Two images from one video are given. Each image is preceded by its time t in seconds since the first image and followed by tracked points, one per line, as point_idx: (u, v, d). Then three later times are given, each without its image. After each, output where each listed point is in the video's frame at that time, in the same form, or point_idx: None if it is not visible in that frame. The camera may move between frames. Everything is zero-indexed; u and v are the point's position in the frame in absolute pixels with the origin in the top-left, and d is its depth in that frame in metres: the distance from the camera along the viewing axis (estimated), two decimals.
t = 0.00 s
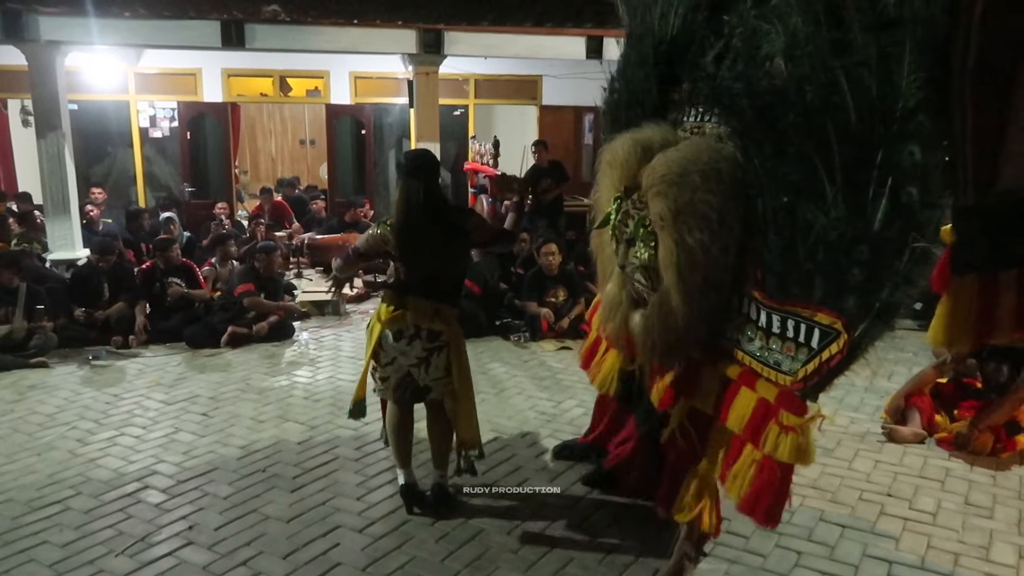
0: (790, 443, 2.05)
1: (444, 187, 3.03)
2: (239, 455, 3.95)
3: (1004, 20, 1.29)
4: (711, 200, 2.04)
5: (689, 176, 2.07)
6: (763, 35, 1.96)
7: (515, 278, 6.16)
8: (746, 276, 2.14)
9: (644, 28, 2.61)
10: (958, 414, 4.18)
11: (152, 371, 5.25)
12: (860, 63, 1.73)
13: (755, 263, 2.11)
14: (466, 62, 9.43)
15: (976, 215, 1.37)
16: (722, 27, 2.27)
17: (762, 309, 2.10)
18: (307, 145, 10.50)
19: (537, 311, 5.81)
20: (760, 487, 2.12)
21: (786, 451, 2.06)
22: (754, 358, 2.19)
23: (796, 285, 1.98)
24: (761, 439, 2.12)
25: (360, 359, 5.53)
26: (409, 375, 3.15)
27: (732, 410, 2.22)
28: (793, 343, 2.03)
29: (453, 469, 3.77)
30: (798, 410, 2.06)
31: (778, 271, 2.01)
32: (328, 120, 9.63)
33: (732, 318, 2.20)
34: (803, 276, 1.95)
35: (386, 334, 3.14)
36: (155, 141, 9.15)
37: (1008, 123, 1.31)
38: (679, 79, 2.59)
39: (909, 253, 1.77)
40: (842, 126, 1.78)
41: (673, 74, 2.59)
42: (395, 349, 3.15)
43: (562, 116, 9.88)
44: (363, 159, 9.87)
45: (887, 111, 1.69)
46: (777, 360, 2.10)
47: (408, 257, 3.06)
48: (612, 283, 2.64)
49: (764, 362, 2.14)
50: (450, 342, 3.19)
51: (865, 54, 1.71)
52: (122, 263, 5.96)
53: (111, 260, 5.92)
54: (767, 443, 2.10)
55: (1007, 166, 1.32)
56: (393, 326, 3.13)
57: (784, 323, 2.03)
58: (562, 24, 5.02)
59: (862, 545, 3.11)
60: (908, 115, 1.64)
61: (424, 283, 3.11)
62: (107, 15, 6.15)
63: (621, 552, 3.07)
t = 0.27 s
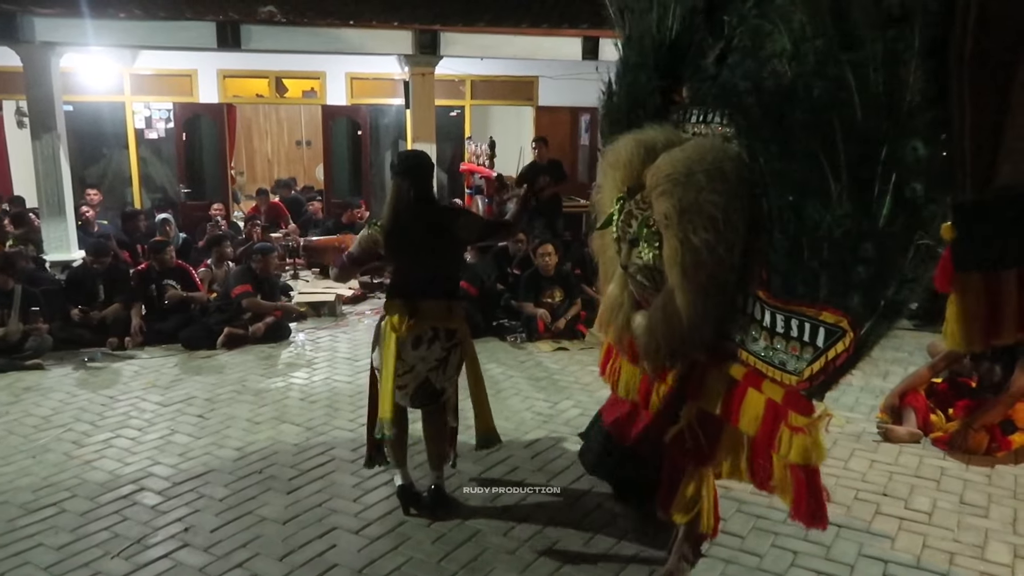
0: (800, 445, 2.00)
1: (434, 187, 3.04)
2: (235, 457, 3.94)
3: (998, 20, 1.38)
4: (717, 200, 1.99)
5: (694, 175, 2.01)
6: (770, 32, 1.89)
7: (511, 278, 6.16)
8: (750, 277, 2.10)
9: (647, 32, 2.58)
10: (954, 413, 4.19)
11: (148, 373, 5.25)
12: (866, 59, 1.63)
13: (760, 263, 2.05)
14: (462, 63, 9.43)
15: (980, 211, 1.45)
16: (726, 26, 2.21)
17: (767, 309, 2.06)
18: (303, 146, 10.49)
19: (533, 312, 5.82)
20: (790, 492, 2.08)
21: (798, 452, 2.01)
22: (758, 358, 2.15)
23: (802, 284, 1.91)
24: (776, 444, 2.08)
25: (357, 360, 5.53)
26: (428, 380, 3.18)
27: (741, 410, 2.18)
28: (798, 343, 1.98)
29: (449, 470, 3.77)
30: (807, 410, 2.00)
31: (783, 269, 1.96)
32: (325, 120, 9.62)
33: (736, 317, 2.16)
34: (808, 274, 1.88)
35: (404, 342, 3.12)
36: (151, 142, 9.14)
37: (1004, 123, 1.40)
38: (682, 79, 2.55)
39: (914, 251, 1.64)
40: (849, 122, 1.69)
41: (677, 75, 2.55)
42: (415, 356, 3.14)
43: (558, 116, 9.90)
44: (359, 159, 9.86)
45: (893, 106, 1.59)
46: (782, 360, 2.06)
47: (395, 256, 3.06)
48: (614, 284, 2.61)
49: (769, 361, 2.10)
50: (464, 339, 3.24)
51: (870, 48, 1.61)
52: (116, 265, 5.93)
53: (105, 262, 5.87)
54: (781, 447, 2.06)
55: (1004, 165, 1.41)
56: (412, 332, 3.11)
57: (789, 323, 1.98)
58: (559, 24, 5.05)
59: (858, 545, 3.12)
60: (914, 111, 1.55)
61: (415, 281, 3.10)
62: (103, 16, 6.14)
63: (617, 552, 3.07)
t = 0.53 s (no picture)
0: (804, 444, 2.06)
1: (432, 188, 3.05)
2: (231, 459, 3.93)
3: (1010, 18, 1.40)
4: (716, 198, 1.97)
5: (693, 173, 2.00)
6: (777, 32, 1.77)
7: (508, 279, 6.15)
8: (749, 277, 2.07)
9: (652, 22, 2.44)
10: (950, 414, 4.20)
11: (144, 373, 5.24)
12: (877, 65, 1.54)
13: (759, 262, 2.03)
14: (459, 64, 9.43)
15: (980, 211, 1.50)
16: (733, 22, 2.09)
17: (763, 308, 2.06)
18: (300, 147, 10.49)
19: (530, 313, 5.82)
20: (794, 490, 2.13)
21: (803, 451, 2.07)
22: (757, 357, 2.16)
23: (802, 284, 1.88)
24: (777, 445, 2.12)
25: (353, 361, 5.52)
26: (438, 379, 3.16)
27: (739, 408, 2.21)
28: (796, 343, 1.98)
29: (446, 471, 3.77)
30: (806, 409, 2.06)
31: (781, 269, 1.93)
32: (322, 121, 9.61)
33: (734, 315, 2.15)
34: (808, 274, 1.84)
35: (414, 349, 3.08)
36: (147, 143, 9.14)
37: (1007, 123, 1.43)
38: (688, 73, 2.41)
39: (924, 257, 1.55)
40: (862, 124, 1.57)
41: (684, 71, 2.40)
42: (424, 360, 3.12)
43: (555, 117, 9.91)
44: (356, 161, 9.85)
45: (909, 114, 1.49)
46: (779, 360, 2.08)
47: (386, 256, 3.07)
48: (613, 279, 2.58)
49: (766, 361, 2.12)
50: (468, 338, 3.23)
51: (884, 52, 1.51)
52: (113, 264, 5.91)
53: (101, 262, 5.89)
54: (784, 448, 2.10)
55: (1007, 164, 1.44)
56: (420, 338, 3.08)
57: (790, 323, 1.96)
58: (555, 26, 5.07)
59: (855, 546, 3.12)
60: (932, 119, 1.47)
61: (411, 281, 3.10)
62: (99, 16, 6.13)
63: (614, 553, 3.07)
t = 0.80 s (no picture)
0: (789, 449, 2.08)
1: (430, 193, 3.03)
2: (228, 460, 3.92)
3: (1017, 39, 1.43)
4: (715, 198, 1.96)
5: (691, 175, 1.99)
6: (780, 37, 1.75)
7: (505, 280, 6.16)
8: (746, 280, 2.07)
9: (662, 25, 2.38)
10: (947, 414, 4.20)
11: (141, 375, 5.23)
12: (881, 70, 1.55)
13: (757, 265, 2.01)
14: (456, 65, 9.44)
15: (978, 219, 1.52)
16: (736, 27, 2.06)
17: (760, 312, 2.03)
18: (296, 148, 10.41)
19: (527, 314, 5.82)
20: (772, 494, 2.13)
21: (787, 454, 2.07)
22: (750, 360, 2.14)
23: (797, 289, 1.87)
24: (763, 447, 2.14)
25: (350, 362, 5.52)
26: (435, 384, 3.15)
27: (729, 412, 2.23)
28: (790, 346, 1.96)
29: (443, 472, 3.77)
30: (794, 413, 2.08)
31: (776, 273, 1.92)
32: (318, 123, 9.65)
33: (731, 319, 2.12)
34: (803, 279, 1.83)
35: (402, 355, 3.11)
36: (143, 144, 9.11)
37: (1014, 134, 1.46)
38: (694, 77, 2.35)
39: (916, 265, 1.59)
40: (856, 132, 1.60)
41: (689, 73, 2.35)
42: (415, 367, 3.13)
43: (552, 118, 9.90)
44: (353, 162, 9.85)
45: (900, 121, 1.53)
46: (774, 363, 2.07)
47: (380, 261, 3.09)
48: (616, 279, 2.59)
49: (760, 364, 2.11)
50: (460, 340, 3.18)
51: (880, 58, 1.54)
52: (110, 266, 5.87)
53: (98, 262, 5.82)
54: (769, 449, 2.11)
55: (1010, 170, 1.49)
56: (406, 344, 3.11)
57: (783, 326, 1.94)
58: (552, 26, 5.10)
59: (852, 546, 3.12)
60: (930, 124, 1.50)
61: (410, 285, 3.10)
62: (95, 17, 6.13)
63: (612, 554, 3.07)
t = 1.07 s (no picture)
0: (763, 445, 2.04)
1: (432, 198, 3.05)
2: (225, 462, 3.91)
3: None
4: (706, 196, 2.02)
5: (683, 172, 2.03)
6: (763, 36, 1.76)
7: (502, 281, 6.16)
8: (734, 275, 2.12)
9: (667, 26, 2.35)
10: (944, 414, 4.21)
11: (137, 376, 5.22)
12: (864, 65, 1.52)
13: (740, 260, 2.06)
14: (453, 65, 9.44)
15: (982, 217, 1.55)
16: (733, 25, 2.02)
17: (746, 306, 2.04)
18: (293, 148, 10.33)
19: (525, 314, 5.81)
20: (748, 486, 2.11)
21: (763, 446, 2.04)
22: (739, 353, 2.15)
23: (777, 284, 1.86)
24: (742, 439, 2.11)
25: (347, 363, 5.51)
26: (416, 393, 3.14)
27: (716, 404, 2.21)
28: (771, 340, 1.96)
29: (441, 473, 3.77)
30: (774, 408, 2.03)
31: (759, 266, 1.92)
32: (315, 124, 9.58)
33: (719, 313, 2.18)
34: (777, 271, 1.83)
35: (382, 357, 3.15)
36: (140, 145, 9.08)
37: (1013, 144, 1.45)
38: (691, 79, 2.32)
39: (883, 259, 1.52)
40: (827, 122, 1.58)
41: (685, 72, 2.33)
42: (394, 370, 3.15)
43: (549, 119, 9.89)
44: (349, 164, 9.82)
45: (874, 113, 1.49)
46: (758, 356, 2.07)
47: (384, 263, 3.09)
48: (613, 275, 2.62)
49: (745, 357, 2.12)
50: (442, 349, 3.13)
51: (853, 49, 1.50)
52: (107, 268, 5.84)
53: (95, 264, 5.79)
54: (747, 442, 2.09)
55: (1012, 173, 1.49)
56: (384, 349, 3.14)
57: (766, 320, 1.94)
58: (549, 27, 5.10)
59: (849, 547, 3.12)
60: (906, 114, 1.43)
61: (408, 289, 3.09)
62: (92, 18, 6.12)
63: (610, 554, 3.07)
